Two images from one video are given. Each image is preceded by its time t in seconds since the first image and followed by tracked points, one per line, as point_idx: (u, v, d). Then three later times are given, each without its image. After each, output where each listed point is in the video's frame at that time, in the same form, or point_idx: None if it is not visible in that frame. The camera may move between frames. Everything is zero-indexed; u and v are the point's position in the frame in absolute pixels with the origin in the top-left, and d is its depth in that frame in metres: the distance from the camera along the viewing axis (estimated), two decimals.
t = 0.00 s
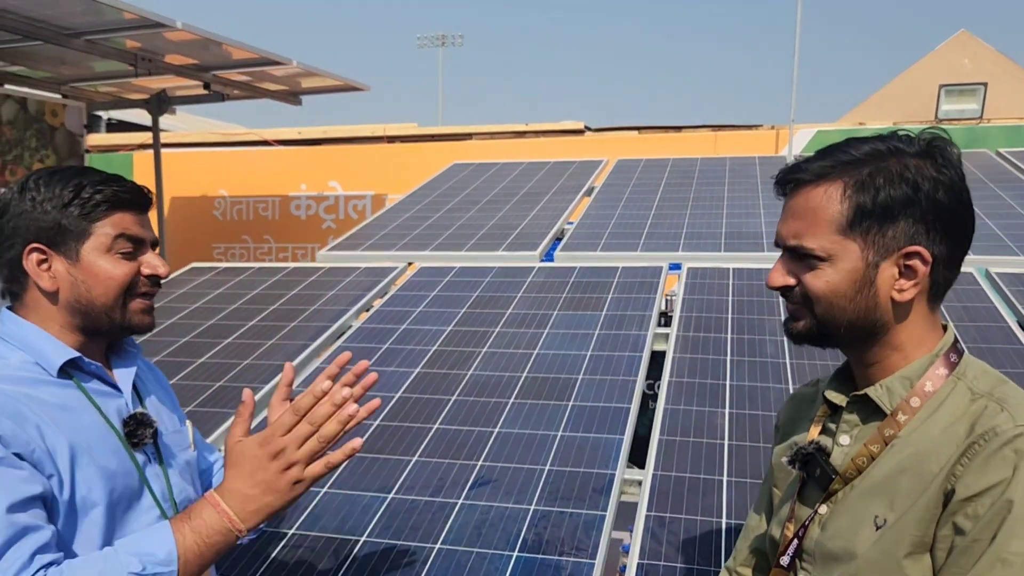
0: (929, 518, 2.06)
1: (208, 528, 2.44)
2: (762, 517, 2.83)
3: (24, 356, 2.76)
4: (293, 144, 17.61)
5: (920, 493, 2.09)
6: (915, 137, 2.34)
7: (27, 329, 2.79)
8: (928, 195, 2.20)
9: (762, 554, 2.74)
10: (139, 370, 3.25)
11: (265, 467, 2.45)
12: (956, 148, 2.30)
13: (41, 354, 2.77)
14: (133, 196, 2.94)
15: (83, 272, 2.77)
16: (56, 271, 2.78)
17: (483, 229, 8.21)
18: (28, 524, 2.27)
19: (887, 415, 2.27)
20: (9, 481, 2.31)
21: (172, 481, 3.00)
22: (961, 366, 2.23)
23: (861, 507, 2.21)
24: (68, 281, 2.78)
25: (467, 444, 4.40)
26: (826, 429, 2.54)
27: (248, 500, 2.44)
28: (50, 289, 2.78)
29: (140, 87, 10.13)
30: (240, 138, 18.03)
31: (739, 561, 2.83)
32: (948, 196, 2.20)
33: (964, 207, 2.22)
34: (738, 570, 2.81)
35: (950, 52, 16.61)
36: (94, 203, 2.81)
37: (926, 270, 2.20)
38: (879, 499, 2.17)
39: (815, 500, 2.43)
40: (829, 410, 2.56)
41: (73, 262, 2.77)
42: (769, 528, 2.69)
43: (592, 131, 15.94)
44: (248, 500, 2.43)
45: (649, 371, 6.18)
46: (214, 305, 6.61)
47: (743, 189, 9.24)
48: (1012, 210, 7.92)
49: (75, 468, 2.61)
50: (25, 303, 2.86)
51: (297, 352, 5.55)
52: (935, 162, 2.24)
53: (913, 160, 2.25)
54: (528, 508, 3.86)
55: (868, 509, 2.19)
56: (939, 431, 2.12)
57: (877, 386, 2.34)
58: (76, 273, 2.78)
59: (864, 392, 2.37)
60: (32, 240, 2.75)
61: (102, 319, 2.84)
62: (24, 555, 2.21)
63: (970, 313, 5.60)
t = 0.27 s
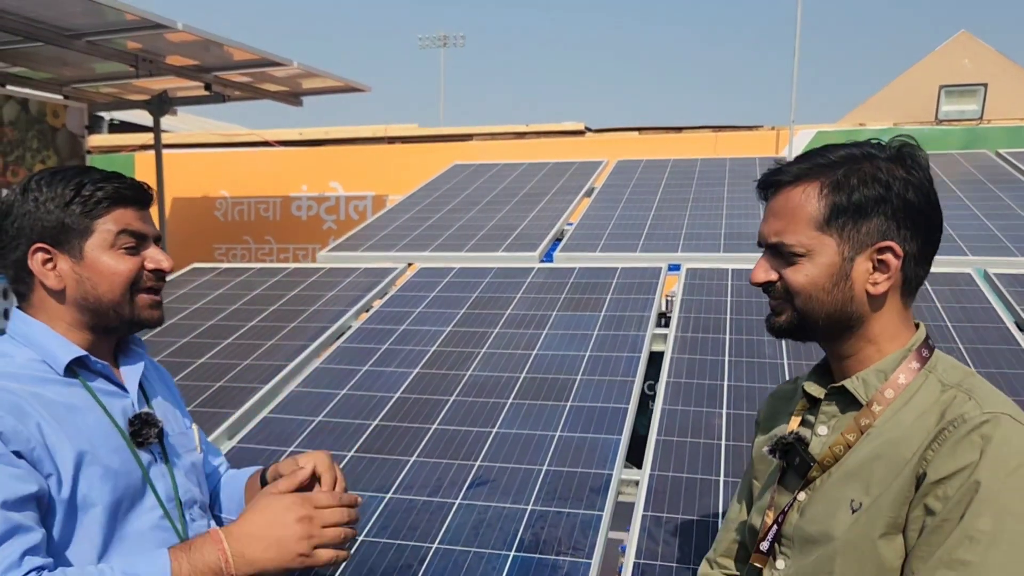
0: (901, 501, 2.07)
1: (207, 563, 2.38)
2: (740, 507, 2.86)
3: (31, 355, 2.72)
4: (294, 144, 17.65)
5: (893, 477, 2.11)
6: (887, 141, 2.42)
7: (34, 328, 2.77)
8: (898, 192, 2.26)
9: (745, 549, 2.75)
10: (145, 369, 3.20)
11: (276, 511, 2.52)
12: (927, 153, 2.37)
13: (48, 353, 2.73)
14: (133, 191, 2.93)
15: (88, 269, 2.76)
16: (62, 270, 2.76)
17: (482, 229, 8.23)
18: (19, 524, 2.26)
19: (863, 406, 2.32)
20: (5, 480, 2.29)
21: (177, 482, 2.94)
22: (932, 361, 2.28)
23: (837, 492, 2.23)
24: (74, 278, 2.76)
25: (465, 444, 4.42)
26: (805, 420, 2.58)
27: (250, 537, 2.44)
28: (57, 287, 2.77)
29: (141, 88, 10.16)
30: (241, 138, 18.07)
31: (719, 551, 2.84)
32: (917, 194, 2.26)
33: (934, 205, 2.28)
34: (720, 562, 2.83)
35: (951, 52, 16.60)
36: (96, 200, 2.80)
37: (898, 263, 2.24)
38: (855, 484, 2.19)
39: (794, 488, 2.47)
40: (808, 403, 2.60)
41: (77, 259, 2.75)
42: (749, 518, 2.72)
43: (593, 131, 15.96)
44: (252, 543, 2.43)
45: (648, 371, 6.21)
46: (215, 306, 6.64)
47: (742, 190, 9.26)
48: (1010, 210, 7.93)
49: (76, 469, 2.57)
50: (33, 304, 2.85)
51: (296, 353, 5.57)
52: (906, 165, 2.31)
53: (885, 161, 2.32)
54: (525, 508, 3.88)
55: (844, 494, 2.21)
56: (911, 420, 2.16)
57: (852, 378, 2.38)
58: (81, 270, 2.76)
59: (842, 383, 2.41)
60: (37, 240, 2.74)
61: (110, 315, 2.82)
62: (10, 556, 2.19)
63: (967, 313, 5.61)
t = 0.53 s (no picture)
0: (884, 489, 2.10)
1: (184, 510, 2.37)
2: (726, 501, 2.85)
3: (40, 353, 2.69)
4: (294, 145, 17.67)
5: (874, 466, 2.13)
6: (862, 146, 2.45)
7: (44, 326, 2.74)
8: (874, 190, 2.28)
9: (731, 543, 2.74)
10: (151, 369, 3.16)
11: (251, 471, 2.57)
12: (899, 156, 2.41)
13: (56, 352, 2.70)
14: (143, 192, 2.89)
15: (98, 269, 2.73)
16: (72, 270, 2.73)
17: (481, 230, 8.24)
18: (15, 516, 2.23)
19: (844, 399, 2.33)
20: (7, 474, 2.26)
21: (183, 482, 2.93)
22: (908, 356, 2.31)
23: (821, 483, 2.24)
24: (84, 278, 2.73)
25: (463, 444, 4.43)
26: (788, 415, 2.58)
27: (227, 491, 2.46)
28: (67, 287, 2.74)
29: (141, 89, 10.18)
30: (241, 139, 18.10)
31: (704, 547, 2.83)
32: (892, 193, 2.29)
33: (908, 204, 2.31)
34: (705, 557, 2.81)
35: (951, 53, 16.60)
36: (105, 200, 2.76)
37: (875, 258, 2.26)
38: (839, 475, 2.21)
39: (779, 480, 2.45)
40: (790, 398, 2.60)
41: (87, 259, 2.72)
42: (734, 512, 2.72)
43: (592, 132, 15.97)
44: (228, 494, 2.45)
45: (646, 372, 6.22)
46: (214, 306, 6.65)
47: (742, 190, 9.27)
48: (1009, 211, 7.93)
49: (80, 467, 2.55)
50: (42, 303, 2.81)
51: (294, 353, 5.58)
52: (881, 166, 2.34)
53: (861, 162, 2.35)
54: (522, 508, 3.89)
55: (828, 484, 2.22)
56: (890, 413, 2.19)
57: (833, 372, 2.39)
58: (91, 269, 2.73)
59: (823, 378, 2.42)
60: (47, 240, 2.70)
61: (120, 314, 2.79)
62: None
63: (965, 314, 5.62)
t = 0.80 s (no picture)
0: (875, 482, 2.11)
1: (207, 511, 2.32)
2: (717, 499, 2.86)
3: (45, 354, 2.66)
4: (294, 145, 17.68)
5: (864, 459, 2.14)
6: (836, 154, 2.47)
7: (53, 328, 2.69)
8: (851, 197, 2.30)
9: (725, 542, 2.74)
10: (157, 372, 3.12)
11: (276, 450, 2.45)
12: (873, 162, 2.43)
13: (62, 352, 2.67)
14: (154, 197, 2.83)
15: (108, 273, 2.67)
16: (81, 273, 2.67)
17: (481, 231, 8.24)
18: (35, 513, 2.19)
19: (831, 397, 2.33)
20: (22, 473, 2.22)
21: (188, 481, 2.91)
22: (890, 352, 2.31)
23: (813, 478, 2.24)
24: (92, 281, 2.68)
25: (463, 445, 4.44)
26: (777, 414, 2.57)
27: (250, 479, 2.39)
28: (75, 289, 2.68)
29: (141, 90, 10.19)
30: (240, 140, 18.10)
31: (698, 546, 2.83)
32: (869, 198, 2.30)
33: (884, 208, 2.33)
34: (699, 556, 2.80)
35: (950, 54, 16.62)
36: (116, 204, 2.71)
37: (855, 262, 2.28)
38: (829, 469, 2.21)
39: (771, 477, 2.45)
40: (778, 397, 2.60)
41: (97, 263, 2.66)
42: (728, 512, 2.71)
43: (592, 133, 15.98)
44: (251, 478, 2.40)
45: (646, 373, 6.22)
46: (213, 308, 6.65)
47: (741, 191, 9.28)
48: (1008, 213, 7.94)
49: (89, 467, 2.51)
50: (50, 305, 2.75)
51: (293, 354, 5.57)
52: (858, 172, 2.36)
53: (836, 170, 2.36)
54: (520, 509, 3.88)
55: (820, 479, 2.22)
56: (876, 407, 2.19)
57: (819, 370, 2.39)
58: (100, 273, 2.67)
59: (809, 376, 2.42)
60: (56, 242, 2.64)
61: (127, 318, 2.74)
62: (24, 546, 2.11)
63: (964, 315, 5.62)
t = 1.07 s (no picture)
0: (881, 481, 2.10)
1: (217, 485, 2.29)
2: (723, 500, 2.84)
3: (70, 352, 2.55)
4: (293, 146, 17.66)
5: (870, 459, 2.13)
6: (841, 156, 2.45)
7: (75, 328, 2.59)
8: (858, 199, 2.29)
9: (730, 542, 2.72)
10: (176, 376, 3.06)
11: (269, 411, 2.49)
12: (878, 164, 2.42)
13: (86, 351, 2.57)
14: (180, 199, 2.73)
15: (131, 274, 2.58)
16: (104, 273, 2.58)
17: (480, 231, 8.23)
18: (66, 513, 2.12)
19: (838, 397, 2.32)
20: (51, 474, 2.14)
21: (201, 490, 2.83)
22: (896, 353, 2.30)
23: (819, 477, 2.23)
24: (115, 283, 2.58)
25: (462, 446, 4.42)
26: (783, 415, 2.56)
27: (254, 445, 2.41)
28: (97, 290, 2.58)
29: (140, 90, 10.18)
30: (239, 140, 18.09)
31: (702, 548, 2.81)
32: (875, 201, 2.30)
33: (889, 211, 2.33)
34: (705, 557, 2.79)
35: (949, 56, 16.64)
36: (142, 205, 2.61)
37: (864, 263, 2.27)
38: (835, 468, 2.20)
39: (778, 478, 2.44)
40: (784, 398, 2.59)
41: (121, 263, 2.57)
42: (733, 513, 2.69)
43: (592, 134, 15.98)
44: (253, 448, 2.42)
45: (645, 374, 6.21)
46: (213, 308, 6.64)
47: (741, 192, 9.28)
48: (1007, 214, 7.94)
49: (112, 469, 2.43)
50: (71, 305, 2.65)
51: (292, 355, 5.56)
52: (862, 174, 2.35)
53: (842, 173, 2.35)
54: (520, 510, 3.87)
55: (825, 479, 2.22)
56: (882, 407, 2.18)
57: (825, 371, 2.38)
58: (124, 274, 2.58)
59: (816, 376, 2.41)
60: (80, 242, 2.55)
61: (148, 322, 2.65)
62: (58, 546, 2.04)
63: (964, 317, 5.61)
